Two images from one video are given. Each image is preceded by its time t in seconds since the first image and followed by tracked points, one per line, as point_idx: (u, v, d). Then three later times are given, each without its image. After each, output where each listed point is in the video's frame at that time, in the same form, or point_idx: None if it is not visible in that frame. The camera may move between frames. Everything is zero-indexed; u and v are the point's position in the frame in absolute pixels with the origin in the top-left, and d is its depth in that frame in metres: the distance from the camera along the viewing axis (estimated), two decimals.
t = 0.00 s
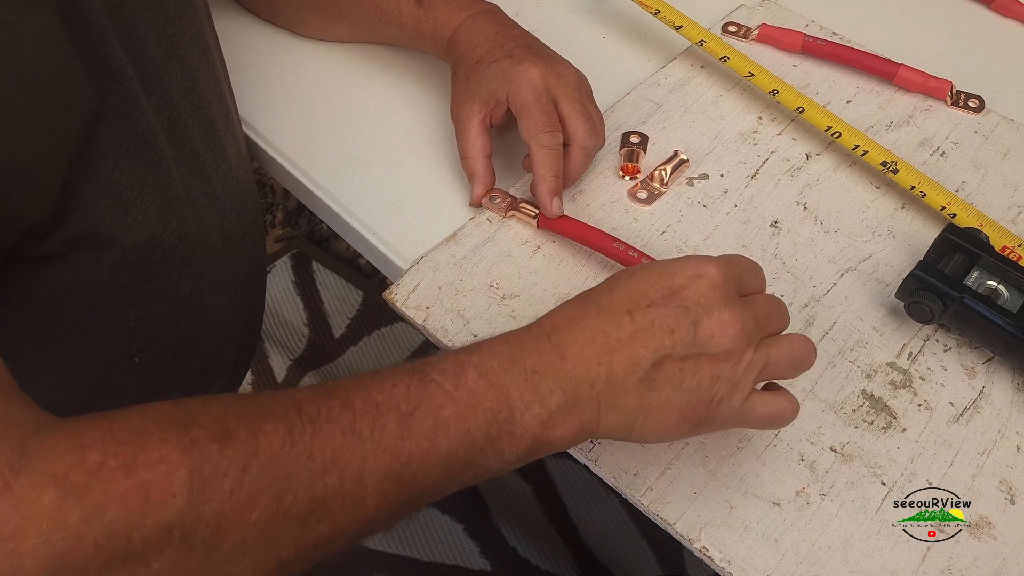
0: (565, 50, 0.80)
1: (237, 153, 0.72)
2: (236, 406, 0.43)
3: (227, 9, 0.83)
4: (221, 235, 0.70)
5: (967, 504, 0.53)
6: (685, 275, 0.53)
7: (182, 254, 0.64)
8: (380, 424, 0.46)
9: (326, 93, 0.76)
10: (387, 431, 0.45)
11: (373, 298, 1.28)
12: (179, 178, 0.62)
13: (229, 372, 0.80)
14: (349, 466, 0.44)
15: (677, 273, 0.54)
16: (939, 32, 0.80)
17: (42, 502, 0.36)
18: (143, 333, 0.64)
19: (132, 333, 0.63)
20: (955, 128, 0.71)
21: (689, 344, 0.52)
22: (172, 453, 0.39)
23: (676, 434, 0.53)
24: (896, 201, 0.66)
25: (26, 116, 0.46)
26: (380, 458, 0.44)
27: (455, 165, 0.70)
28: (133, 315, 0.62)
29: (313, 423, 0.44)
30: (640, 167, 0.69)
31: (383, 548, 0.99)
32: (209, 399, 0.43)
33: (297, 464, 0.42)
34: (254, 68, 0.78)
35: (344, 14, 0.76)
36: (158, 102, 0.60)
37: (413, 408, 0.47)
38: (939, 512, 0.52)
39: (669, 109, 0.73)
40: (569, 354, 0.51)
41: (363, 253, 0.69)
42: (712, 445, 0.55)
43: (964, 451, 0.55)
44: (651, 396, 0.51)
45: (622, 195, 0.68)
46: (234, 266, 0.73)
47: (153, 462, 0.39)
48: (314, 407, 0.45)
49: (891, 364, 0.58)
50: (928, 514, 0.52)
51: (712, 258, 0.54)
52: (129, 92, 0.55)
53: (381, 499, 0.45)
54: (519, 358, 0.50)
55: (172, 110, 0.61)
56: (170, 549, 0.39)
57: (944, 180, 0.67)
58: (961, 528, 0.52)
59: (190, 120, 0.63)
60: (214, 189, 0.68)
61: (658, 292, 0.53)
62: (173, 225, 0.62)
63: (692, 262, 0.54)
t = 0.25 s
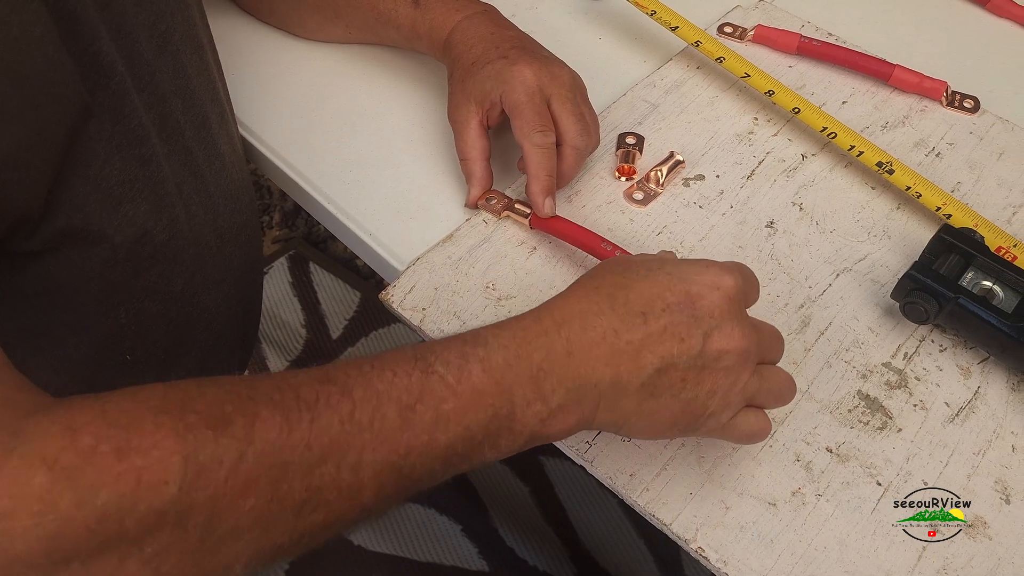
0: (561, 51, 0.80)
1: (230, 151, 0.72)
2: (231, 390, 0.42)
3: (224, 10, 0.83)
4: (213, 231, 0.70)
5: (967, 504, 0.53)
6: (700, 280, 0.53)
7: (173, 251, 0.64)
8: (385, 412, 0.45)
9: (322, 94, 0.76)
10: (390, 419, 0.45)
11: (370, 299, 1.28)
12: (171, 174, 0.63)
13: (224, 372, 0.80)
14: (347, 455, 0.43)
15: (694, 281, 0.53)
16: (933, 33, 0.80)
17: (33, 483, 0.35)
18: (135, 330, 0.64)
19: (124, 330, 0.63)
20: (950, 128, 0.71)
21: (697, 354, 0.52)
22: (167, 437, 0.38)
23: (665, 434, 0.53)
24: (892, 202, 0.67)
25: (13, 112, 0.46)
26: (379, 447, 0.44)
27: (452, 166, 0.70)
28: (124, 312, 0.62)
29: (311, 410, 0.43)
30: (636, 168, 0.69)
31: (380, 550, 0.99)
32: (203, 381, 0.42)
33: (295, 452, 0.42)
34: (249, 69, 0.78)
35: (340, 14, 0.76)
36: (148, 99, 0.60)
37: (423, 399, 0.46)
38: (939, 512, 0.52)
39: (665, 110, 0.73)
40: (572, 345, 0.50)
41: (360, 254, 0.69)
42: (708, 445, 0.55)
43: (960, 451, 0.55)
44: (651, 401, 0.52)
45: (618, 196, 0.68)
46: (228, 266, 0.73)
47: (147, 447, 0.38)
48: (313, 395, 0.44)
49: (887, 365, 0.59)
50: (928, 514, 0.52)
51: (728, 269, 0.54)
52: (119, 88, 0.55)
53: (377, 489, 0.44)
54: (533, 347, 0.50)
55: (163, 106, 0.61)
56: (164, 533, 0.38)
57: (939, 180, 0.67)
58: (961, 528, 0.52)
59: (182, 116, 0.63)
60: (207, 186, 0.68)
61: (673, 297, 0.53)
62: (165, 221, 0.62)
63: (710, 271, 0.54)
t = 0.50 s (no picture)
0: (560, 50, 0.80)
1: (225, 147, 0.72)
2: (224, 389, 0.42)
3: (223, 10, 0.83)
4: (208, 227, 0.70)
5: (966, 504, 0.53)
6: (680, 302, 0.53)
7: (166, 247, 0.65)
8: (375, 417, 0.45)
9: (321, 94, 0.76)
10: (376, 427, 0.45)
11: (369, 299, 1.28)
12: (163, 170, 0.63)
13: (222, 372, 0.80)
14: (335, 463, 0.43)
15: (679, 304, 0.53)
16: (932, 32, 0.80)
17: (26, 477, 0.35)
18: (130, 326, 0.64)
19: (120, 326, 0.63)
20: (949, 128, 0.71)
21: (681, 377, 0.51)
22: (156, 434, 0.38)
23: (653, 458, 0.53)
24: (890, 201, 0.67)
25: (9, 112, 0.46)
26: (368, 455, 0.44)
27: (450, 165, 0.70)
28: (119, 308, 0.62)
29: (302, 415, 0.43)
30: (634, 168, 0.69)
31: (379, 549, 1.00)
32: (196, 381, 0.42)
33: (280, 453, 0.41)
34: (248, 70, 0.78)
35: (340, 14, 0.76)
36: (139, 95, 0.60)
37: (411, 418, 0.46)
38: (939, 512, 0.52)
39: (664, 110, 0.73)
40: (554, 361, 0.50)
41: (358, 254, 0.69)
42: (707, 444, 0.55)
43: (958, 450, 0.55)
44: (636, 423, 0.51)
45: (617, 195, 0.68)
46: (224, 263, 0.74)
47: (135, 445, 0.37)
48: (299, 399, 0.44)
49: (886, 364, 0.59)
50: (928, 514, 0.52)
51: (717, 291, 0.54)
52: (111, 84, 0.55)
53: (364, 496, 0.44)
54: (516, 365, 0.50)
55: (155, 102, 0.61)
56: (149, 530, 0.38)
57: (937, 180, 0.67)
58: (961, 528, 0.52)
59: (174, 112, 0.63)
60: (201, 182, 0.68)
61: (656, 320, 0.52)
62: (157, 217, 0.63)
63: (697, 294, 0.53)
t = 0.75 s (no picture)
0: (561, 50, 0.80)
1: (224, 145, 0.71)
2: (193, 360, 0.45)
3: (223, 8, 0.83)
4: (207, 224, 0.70)
5: (967, 504, 0.53)
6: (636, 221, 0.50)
7: (166, 243, 0.65)
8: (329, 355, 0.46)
9: (321, 94, 0.76)
10: (329, 363, 0.46)
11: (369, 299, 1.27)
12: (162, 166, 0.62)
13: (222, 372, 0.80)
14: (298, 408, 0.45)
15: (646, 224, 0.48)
16: (932, 32, 0.80)
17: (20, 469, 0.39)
18: (127, 323, 0.64)
19: (119, 322, 0.63)
20: (950, 127, 0.71)
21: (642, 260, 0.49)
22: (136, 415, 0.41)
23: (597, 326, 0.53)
24: (891, 200, 0.66)
25: None
26: (315, 425, 0.46)
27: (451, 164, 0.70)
28: (117, 304, 0.62)
29: (245, 399, 0.44)
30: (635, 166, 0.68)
31: (379, 549, 1.02)
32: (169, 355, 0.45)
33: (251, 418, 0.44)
34: (247, 69, 0.78)
35: (341, 13, 0.76)
36: (139, 90, 0.59)
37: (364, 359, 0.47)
38: (939, 512, 0.52)
39: (665, 109, 0.73)
40: (497, 289, 0.48)
41: (359, 254, 0.69)
42: (708, 443, 0.55)
43: (959, 449, 0.55)
44: (584, 317, 0.52)
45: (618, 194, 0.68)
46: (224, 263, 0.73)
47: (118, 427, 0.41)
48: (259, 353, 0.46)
49: (887, 362, 0.58)
50: (928, 513, 0.52)
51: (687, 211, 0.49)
52: (111, 80, 0.55)
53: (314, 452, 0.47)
54: (463, 298, 0.48)
55: (155, 98, 0.61)
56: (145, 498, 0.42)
57: (938, 178, 0.67)
58: (961, 528, 0.52)
59: (174, 109, 0.63)
60: (200, 179, 0.68)
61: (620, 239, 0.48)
62: (156, 214, 0.62)
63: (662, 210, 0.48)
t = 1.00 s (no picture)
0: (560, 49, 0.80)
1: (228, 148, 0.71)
2: (243, 339, 0.49)
3: (223, 8, 0.83)
4: (212, 227, 0.70)
5: (967, 504, 0.53)
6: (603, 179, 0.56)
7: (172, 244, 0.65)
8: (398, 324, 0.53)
9: (320, 93, 0.76)
10: (397, 331, 0.53)
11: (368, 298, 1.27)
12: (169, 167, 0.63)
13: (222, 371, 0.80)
14: (360, 376, 0.51)
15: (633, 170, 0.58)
16: (930, 31, 0.80)
17: (86, 443, 0.41)
18: (132, 323, 0.65)
19: (125, 322, 0.64)
20: (948, 126, 0.71)
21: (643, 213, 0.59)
22: (197, 393, 0.45)
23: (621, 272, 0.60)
24: (890, 199, 0.67)
25: (1, 105, 0.48)
26: (381, 387, 0.53)
27: (450, 163, 0.70)
28: (123, 301, 0.63)
29: (322, 362, 0.50)
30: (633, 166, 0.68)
31: (378, 549, 0.99)
32: (219, 335, 0.48)
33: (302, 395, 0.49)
34: (246, 68, 0.78)
35: (340, 12, 0.76)
36: (148, 93, 0.60)
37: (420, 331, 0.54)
38: (939, 512, 0.52)
39: (663, 109, 0.73)
40: (541, 265, 0.57)
41: (359, 253, 0.69)
42: (707, 442, 0.55)
43: (958, 448, 0.55)
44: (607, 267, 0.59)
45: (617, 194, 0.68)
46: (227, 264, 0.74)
47: (181, 405, 0.44)
48: (319, 329, 0.51)
49: (885, 361, 0.59)
50: (928, 514, 0.52)
51: (667, 160, 0.60)
52: (121, 83, 0.56)
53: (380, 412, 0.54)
54: (510, 277, 0.57)
55: (162, 100, 0.61)
56: (206, 471, 0.46)
57: (937, 177, 0.67)
58: (961, 528, 0.52)
59: (179, 111, 0.63)
60: (205, 181, 0.68)
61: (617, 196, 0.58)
62: (162, 215, 0.63)
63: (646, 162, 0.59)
